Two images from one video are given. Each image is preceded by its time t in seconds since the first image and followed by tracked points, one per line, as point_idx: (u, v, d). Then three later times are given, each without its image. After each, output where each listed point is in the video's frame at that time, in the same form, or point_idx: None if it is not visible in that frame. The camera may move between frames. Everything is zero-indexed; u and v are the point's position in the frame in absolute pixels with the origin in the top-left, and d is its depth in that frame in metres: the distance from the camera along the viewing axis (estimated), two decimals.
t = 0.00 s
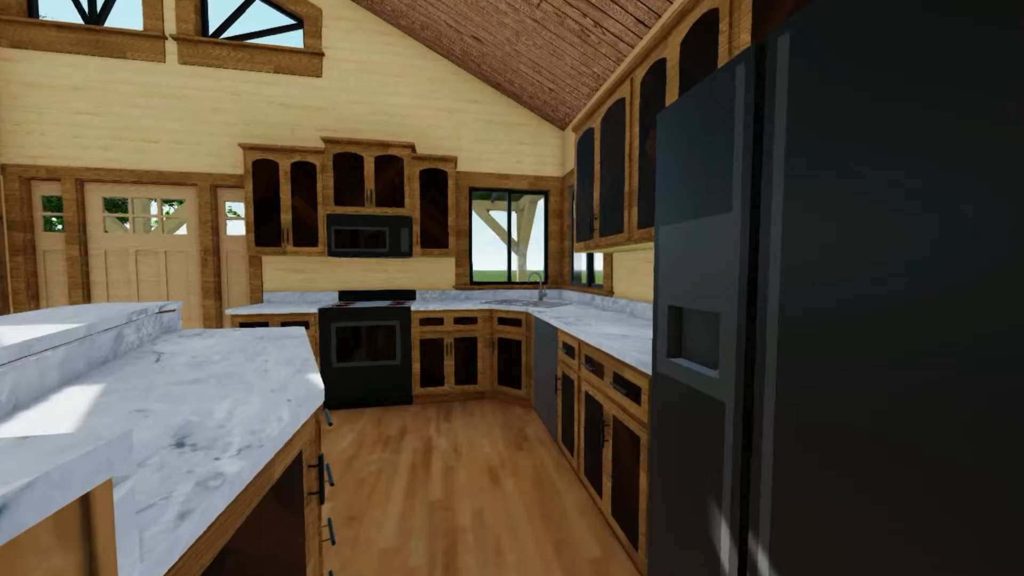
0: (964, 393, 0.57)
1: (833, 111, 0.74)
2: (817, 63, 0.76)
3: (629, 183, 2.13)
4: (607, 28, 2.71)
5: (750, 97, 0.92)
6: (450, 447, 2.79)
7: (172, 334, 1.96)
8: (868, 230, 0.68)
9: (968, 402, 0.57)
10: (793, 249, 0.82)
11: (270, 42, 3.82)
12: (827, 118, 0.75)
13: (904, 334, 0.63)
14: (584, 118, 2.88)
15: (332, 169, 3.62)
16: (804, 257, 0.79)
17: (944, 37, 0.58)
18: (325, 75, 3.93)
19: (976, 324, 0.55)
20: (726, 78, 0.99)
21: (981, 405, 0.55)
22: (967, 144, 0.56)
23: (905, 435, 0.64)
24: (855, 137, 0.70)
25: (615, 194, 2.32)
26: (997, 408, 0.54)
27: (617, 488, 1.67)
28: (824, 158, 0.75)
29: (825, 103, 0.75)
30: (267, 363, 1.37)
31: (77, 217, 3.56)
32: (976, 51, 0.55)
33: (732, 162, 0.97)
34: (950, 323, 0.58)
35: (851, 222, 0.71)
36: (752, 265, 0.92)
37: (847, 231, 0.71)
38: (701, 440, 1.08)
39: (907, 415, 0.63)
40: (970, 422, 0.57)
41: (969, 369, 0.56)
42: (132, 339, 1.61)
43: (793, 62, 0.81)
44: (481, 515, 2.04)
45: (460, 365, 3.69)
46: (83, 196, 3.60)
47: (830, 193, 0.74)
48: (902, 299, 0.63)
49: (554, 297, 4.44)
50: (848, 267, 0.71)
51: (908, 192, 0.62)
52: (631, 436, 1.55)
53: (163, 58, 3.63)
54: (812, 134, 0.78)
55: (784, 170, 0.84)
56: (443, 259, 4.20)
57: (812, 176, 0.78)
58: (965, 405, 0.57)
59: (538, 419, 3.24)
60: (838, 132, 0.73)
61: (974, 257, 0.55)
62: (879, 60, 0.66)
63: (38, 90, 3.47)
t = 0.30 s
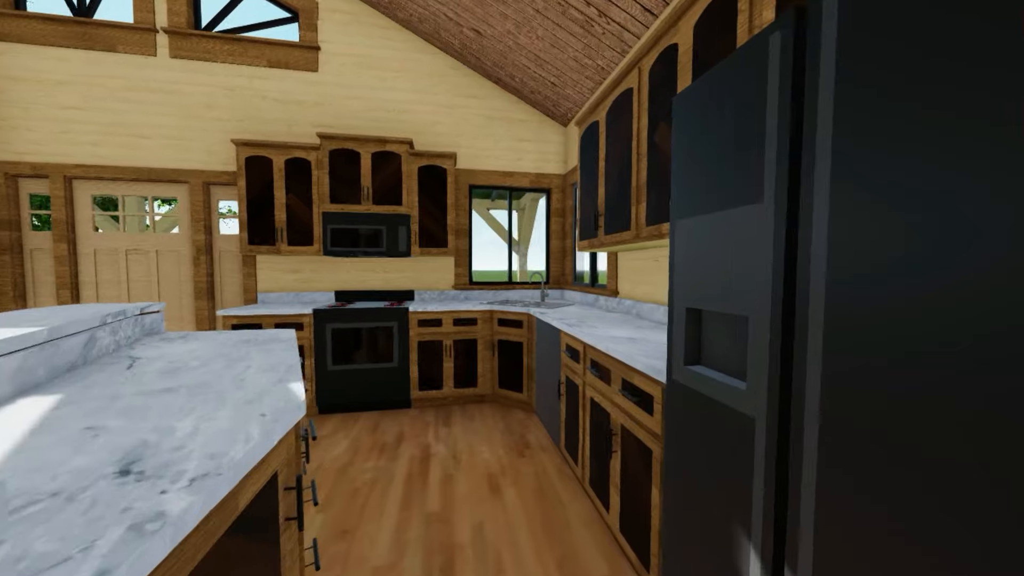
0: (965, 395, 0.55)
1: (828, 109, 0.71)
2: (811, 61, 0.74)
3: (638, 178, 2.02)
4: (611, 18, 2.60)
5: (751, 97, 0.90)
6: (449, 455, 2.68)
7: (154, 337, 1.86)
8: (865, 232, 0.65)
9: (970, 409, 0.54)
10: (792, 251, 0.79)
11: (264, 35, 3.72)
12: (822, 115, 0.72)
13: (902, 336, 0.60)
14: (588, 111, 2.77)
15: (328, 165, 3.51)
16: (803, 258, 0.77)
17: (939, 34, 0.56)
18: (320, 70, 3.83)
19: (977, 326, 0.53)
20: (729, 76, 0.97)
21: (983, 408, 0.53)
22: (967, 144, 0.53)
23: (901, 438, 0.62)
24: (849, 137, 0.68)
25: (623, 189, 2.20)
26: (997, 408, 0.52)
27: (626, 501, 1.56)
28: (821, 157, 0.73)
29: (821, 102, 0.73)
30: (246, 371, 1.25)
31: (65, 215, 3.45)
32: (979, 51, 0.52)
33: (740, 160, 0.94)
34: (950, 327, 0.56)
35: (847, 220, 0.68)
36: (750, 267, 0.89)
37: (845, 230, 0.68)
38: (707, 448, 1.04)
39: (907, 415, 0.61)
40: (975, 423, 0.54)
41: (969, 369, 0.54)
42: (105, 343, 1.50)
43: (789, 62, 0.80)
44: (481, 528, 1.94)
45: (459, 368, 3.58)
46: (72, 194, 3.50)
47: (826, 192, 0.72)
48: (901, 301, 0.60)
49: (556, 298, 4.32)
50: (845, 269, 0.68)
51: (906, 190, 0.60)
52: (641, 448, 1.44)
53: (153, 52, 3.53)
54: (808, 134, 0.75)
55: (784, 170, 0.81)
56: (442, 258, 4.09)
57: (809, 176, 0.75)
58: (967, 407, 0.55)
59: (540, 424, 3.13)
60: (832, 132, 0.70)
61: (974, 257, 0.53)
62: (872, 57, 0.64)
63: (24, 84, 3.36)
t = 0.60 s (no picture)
0: (970, 395, 0.52)
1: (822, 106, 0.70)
2: (804, 57, 0.74)
3: (646, 173, 1.92)
4: (616, 9, 2.51)
5: (749, 94, 0.88)
6: (448, 461, 2.59)
7: (138, 339, 1.78)
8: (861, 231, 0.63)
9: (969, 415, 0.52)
10: (789, 252, 0.77)
11: (261, 30, 3.64)
12: (815, 111, 0.71)
13: (902, 337, 0.58)
14: (593, 105, 2.67)
15: (325, 163, 3.43)
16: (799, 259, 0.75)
17: (935, 29, 0.53)
18: (318, 66, 3.75)
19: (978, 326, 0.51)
20: (726, 73, 0.96)
21: (999, 413, 0.50)
22: (967, 143, 0.51)
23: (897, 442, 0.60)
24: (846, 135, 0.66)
25: (629, 185, 2.10)
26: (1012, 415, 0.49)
27: (635, 515, 1.46)
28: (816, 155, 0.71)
29: (814, 98, 0.72)
30: (227, 377, 1.16)
31: (58, 214, 3.38)
32: (984, 47, 0.49)
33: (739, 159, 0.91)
34: (950, 329, 0.53)
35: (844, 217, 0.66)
36: (748, 268, 0.88)
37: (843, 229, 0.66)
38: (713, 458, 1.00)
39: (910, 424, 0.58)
40: (992, 431, 0.51)
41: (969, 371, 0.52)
42: (80, 347, 1.41)
43: (784, 58, 0.79)
44: (481, 539, 1.85)
45: (459, 370, 3.49)
46: (65, 193, 3.42)
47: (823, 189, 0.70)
48: (901, 301, 0.58)
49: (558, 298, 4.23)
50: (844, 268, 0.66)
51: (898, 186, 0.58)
52: (651, 458, 1.35)
53: (148, 47, 3.45)
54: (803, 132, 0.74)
55: (786, 168, 0.78)
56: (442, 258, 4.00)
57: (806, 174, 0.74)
58: (982, 410, 0.51)
59: (542, 428, 3.04)
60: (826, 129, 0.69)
61: (972, 259, 0.51)
62: (867, 51, 0.62)
63: (15, 80, 3.28)
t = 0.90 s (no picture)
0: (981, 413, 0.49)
1: (835, 101, 0.66)
2: (813, 49, 0.69)
3: (657, 166, 1.81)
4: None
5: (755, 89, 0.83)
6: (448, 470, 2.48)
7: (119, 343, 1.69)
8: (880, 235, 0.58)
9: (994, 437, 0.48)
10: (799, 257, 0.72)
11: (259, 26, 3.57)
12: (827, 107, 0.67)
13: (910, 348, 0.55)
14: (599, 99, 2.56)
15: (323, 160, 3.34)
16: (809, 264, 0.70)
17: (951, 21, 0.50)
18: (317, 61, 3.67)
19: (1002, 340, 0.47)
20: (731, 70, 0.91)
21: None
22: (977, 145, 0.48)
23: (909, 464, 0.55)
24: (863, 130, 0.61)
25: (639, 180, 1.99)
26: None
27: (647, 534, 1.35)
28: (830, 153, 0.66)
29: (825, 91, 0.67)
30: (204, 386, 1.07)
31: (52, 213, 3.31)
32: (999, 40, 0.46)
33: (745, 156, 0.87)
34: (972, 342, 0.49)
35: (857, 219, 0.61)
36: (756, 275, 0.83)
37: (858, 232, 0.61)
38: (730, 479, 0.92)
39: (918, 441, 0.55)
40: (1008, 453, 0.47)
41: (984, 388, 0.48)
42: (53, 352, 1.32)
43: (792, 49, 0.74)
44: (482, 556, 1.74)
45: (460, 373, 3.38)
46: (59, 191, 3.36)
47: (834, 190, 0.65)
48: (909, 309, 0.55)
49: (563, 299, 4.12)
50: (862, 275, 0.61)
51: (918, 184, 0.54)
52: (666, 476, 1.24)
53: (143, 43, 3.38)
54: (813, 130, 0.70)
55: (799, 167, 0.73)
56: (444, 258, 3.91)
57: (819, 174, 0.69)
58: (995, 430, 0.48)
59: (546, 434, 2.94)
60: (838, 128, 0.65)
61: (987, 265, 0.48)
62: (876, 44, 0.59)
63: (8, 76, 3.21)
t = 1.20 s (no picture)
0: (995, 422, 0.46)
1: (839, 95, 0.63)
2: (815, 44, 0.67)
3: (668, 161, 1.71)
4: None
5: (757, 85, 0.81)
6: (449, 477, 2.39)
7: (103, 346, 1.62)
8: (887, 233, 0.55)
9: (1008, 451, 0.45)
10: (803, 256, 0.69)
11: (259, 22, 3.51)
12: (830, 101, 0.64)
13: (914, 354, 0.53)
14: (605, 93, 2.47)
15: (323, 158, 3.28)
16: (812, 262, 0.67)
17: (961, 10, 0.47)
18: (317, 58, 3.60)
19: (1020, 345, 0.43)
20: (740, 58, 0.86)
21: None
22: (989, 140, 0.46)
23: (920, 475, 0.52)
24: (871, 126, 0.58)
25: (649, 175, 1.89)
26: None
27: (661, 555, 1.24)
28: (834, 149, 0.64)
29: (830, 84, 0.64)
30: (180, 395, 0.99)
31: (51, 213, 3.27)
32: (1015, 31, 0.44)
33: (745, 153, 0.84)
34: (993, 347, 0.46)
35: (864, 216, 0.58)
36: (762, 274, 0.79)
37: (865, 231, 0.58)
38: (750, 497, 0.83)
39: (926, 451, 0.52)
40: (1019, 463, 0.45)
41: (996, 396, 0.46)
42: (27, 356, 1.24)
43: (795, 43, 0.71)
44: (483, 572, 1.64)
45: (462, 376, 3.30)
46: (57, 191, 3.31)
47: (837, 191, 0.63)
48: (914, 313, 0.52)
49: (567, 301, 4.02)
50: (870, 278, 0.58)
51: (910, 182, 0.52)
52: (681, 493, 1.13)
53: (142, 40, 3.33)
54: (816, 126, 0.67)
55: (802, 163, 0.70)
56: (446, 258, 3.83)
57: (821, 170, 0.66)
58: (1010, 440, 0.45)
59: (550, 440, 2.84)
60: (843, 123, 0.62)
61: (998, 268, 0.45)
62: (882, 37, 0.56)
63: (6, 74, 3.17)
